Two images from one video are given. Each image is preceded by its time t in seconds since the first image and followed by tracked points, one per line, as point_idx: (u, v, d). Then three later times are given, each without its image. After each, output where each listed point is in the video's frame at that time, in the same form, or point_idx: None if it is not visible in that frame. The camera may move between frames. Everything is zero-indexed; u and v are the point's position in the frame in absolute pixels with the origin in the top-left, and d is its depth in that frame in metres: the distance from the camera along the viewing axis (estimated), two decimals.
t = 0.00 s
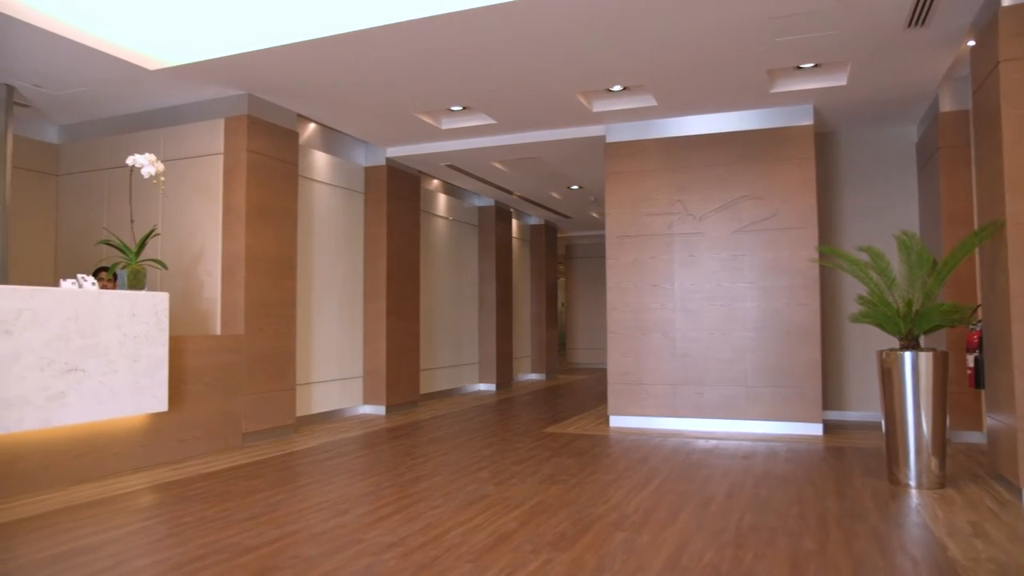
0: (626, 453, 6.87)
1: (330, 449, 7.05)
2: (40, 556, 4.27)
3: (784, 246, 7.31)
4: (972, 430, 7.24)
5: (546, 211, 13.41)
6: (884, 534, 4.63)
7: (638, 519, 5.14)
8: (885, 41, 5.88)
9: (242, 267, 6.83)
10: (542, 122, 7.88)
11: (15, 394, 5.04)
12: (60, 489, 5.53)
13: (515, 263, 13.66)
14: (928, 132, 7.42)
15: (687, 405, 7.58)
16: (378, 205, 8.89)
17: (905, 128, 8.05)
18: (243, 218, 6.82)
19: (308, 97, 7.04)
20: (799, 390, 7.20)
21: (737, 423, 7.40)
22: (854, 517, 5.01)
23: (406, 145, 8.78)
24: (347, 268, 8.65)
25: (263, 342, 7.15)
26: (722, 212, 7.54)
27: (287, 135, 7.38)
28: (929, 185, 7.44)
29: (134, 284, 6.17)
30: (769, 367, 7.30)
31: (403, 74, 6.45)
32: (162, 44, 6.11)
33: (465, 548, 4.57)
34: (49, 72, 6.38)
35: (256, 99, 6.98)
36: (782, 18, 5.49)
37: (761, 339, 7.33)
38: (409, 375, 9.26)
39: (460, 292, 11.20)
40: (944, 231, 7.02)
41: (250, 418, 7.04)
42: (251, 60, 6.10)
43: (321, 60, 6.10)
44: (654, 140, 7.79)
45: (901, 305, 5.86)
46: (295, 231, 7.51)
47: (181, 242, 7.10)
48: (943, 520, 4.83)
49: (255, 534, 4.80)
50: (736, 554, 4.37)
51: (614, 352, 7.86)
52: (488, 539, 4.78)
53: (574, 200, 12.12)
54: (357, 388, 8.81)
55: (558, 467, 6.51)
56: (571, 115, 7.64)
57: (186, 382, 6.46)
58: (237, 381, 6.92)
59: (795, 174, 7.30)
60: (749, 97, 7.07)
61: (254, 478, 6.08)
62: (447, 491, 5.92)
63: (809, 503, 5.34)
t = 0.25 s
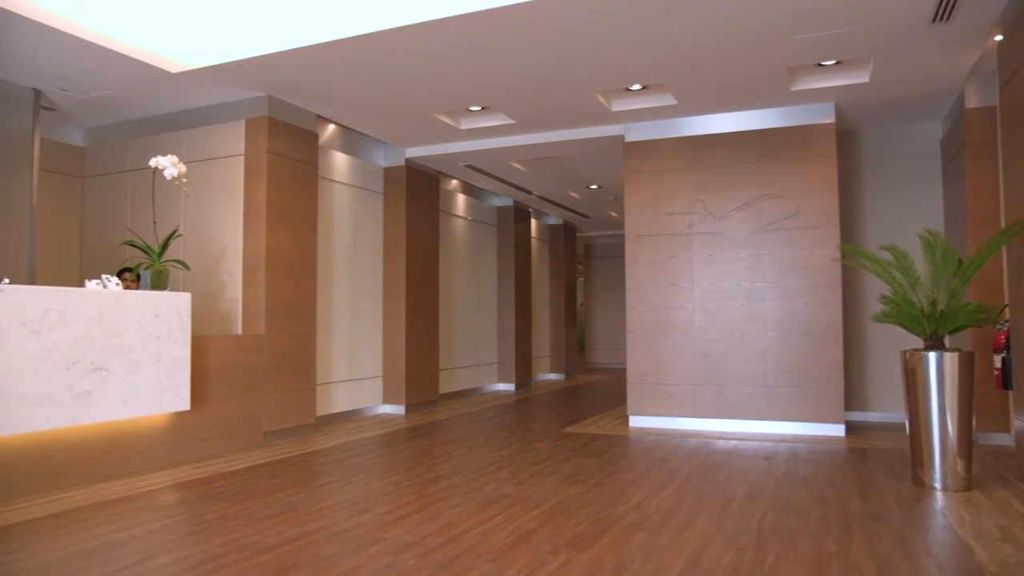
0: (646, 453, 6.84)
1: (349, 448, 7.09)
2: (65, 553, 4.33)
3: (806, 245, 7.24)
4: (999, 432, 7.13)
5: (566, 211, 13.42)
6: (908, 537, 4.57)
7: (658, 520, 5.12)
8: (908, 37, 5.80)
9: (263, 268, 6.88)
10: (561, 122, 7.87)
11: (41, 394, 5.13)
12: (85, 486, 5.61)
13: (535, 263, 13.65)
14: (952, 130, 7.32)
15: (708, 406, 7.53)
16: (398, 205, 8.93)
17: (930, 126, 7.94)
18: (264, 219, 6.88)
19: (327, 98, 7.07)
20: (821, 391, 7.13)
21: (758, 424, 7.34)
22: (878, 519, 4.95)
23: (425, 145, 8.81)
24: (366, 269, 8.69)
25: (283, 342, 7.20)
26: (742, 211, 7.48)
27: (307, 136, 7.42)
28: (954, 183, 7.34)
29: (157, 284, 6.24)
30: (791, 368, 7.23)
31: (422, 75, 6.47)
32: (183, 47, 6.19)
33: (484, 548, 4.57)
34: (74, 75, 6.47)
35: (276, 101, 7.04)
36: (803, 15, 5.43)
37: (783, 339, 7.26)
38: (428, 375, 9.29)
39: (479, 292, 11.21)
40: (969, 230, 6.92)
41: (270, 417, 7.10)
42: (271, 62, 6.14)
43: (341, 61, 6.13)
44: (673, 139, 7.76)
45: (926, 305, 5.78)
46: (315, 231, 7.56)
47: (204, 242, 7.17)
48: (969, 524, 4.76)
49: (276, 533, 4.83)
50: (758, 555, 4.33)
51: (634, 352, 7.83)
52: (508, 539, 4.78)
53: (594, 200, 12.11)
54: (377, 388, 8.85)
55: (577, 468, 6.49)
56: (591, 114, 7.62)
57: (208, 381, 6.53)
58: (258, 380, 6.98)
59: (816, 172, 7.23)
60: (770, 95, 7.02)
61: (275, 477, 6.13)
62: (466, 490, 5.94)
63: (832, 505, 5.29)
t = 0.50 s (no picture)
0: (666, 454, 6.81)
1: (369, 447, 7.12)
2: (90, 549, 4.39)
3: (827, 245, 7.17)
4: None
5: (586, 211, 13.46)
6: (933, 540, 4.50)
7: (679, 521, 5.09)
8: (932, 33, 5.72)
9: (283, 268, 6.93)
10: (579, 121, 7.86)
11: (67, 392, 5.20)
12: (109, 484, 5.69)
13: (554, 263, 13.65)
14: (978, 127, 7.22)
15: (727, 406, 7.49)
16: (417, 206, 8.96)
17: (954, 123, 7.84)
18: (285, 220, 6.93)
19: (347, 99, 7.10)
20: (843, 391, 7.06)
21: (779, 425, 7.29)
22: (902, 522, 4.89)
23: (443, 145, 8.83)
24: (386, 268, 8.72)
25: (304, 341, 7.25)
26: (762, 211, 7.43)
27: (327, 137, 7.46)
28: (979, 181, 7.24)
29: (179, 284, 6.31)
30: (812, 368, 7.17)
31: (441, 75, 6.48)
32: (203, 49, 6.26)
33: (503, 547, 4.57)
34: (98, 78, 6.55)
35: (296, 102, 7.08)
36: (824, 12, 5.38)
37: (804, 339, 7.20)
38: (447, 375, 9.31)
39: (497, 292, 11.21)
40: (995, 228, 6.82)
41: (290, 416, 7.16)
42: (291, 63, 6.17)
43: (360, 62, 6.15)
44: (692, 138, 7.71)
45: (951, 304, 5.69)
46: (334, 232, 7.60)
47: (225, 243, 7.23)
48: (996, 527, 4.69)
49: (297, 531, 4.87)
50: (779, 557, 4.30)
51: (653, 352, 7.80)
52: (527, 539, 4.78)
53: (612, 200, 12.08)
54: (396, 387, 8.88)
55: (596, 468, 6.48)
56: (609, 114, 7.60)
57: (230, 380, 6.59)
58: (280, 379, 7.04)
59: (837, 171, 7.16)
60: (790, 93, 6.96)
61: (295, 476, 6.16)
62: (485, 490, 5.94)
63: (855, 507, 5.23)
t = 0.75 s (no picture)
0: (686, 454, 6.78)
1: (389, 447, 7.14)
2: (115, 546, 4.44)
3: (850, 243, 7.10)
4: None
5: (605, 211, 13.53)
6: (959, 543, 4.44)
7: (699, 522, 5.06)
8: (956, 29, 5.63)
9: (304, 268, 6.98)
10: (598, 121, 7.84)
11: (91, 391, 5.28)
12: (133, 482, 5.76)
13: (573, 263, 13.62)
14: (1004, 123, 7.11)
15: (748, 406, 7.43)
16: (436, 206, 8.98)
17: (980, 120, 7.72)
18: (305, 220, 6.97)
19: (366, 100, 7.13)
20: (866, 392, 6.98)
21: (801, 425, 7.22)
22: (927, 524, 4.82)
23: (463, 145, 8.85)
24: (405, 269, 8.75)
25: (324, 341, 7.30)
26: (783, 209, 7.37)
27: (347, 138, 7.50)
28: (1006, 179, 7.12)
29: (202, 285, 6.37)
30: (834, 368, 7.10)
31: (460, 75, 6.49)
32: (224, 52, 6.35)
33: (522, 547, 4.57)
34: (122, 82, 6.64)
35: (315, 103, 7.12)
36: (845, 9, 5.32)
37: (826, 339, 7.13)
38: (466, 375, 9.32)
39: (517, 292, 11.22)
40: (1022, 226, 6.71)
41: (310, 416, 7.21)
42: (311, 65, 6.21)
43: (379, 63, 6.17)
44: (712, 137, 7.67)
45: (977, 304, 5.61)
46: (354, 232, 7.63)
47: (246, 243, 7.29)
48: None
49: (317, 530, 4.90)
50: (801, 559, 4.25)
51: (673, 352, 7.76)
52: (547, 538, 4.77)
53: (632, 199, 12.05)
54: (415, 387, 8.91)
55: (616, 468, 6.46)
56: (628, 113, 7.57)
57: (251, 380, 6.65)
58: (301, 379, 7.09)
59: (860, 169, 7.08)
60: (811, 91, 6.89)
61: (316, 475, 6.20)
62: (505, 490, 5.93)
63: (879, 509, 5.17)
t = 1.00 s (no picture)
0: (707, 455, 6.74)
1: (410, 446, 7.16)
2: (139, 543, 4.49)
3: (874, 242, 7.01)
4: None
5: (626, 211, 13.50)
6: (987, 548, 4.36)
7: (721, 523, 5.02)
8: (982, 24, 5.55)
9: (324, 268, 7.02)
10: (617, 120, 7.82)
11: (116, 390, 5.35)
12: (157, 480, 5.83)
13: (593, 262, 13.60)
14: None
15: (771, 407, 7.37)
16: (456, 206, 9.00)
17: (1008, 116, 7.60)
18: (326, 221, 7.01)
19: (386, 100, 7.16)
20: (890, 393, 6.89)
21: (825, 426, 7.15)
22: (954, 528, 4.75)
23: (482, 145, 8.86)
24: (425, 268, 8.78)
25: (345, 340, 7.34)
26: (806, 208, 7.30)
27: (367, 138, 7.53)
28: None
29: (224, 285, 6.44)
30: (858, 368, 7.02)
31: (479, 75, 6.50)
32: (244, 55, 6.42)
33: (543, 547, 4.56)
34: (145, 84, 6.73)
35: (335, 103, 7.16)
36: (869, 5, 5.25)
37: (849, 339, 7.05)
38: (486, 375, 9.33)
39: (537, 292, 11.22)
40: None
41: (331, 415, 7.25)
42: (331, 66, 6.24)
43: (399, 63, 6.19)
44: (733, 135, 7.61)
45: (1004, 304, 5.51)
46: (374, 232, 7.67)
47: (268, 244, 7.35)
48: None
49: (338, 528, 4.92)
50: (825, 562, 4.21)
51: (693, 352, 7.72)
52: (567, 538, 4.76)
53: (652, 198, 11.99)
54: (435, 387, 8.93)
55: (636, 469, 6.43)
56: (648, 112, 7.54)
57: (273, 379, 6.70)
58: (322, 378, 7.13)
59: (884, 166, 7.00)
60: (834, 88, 6.82)
61: (337, 474, 6.23)
62: (525, 490, 5.93)
63: (904, 512, 5.10)
